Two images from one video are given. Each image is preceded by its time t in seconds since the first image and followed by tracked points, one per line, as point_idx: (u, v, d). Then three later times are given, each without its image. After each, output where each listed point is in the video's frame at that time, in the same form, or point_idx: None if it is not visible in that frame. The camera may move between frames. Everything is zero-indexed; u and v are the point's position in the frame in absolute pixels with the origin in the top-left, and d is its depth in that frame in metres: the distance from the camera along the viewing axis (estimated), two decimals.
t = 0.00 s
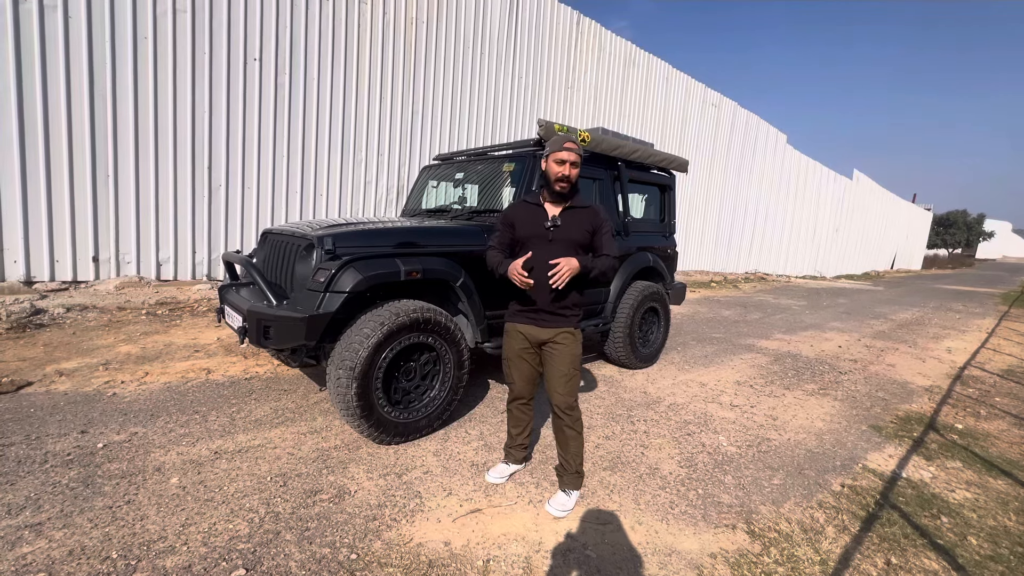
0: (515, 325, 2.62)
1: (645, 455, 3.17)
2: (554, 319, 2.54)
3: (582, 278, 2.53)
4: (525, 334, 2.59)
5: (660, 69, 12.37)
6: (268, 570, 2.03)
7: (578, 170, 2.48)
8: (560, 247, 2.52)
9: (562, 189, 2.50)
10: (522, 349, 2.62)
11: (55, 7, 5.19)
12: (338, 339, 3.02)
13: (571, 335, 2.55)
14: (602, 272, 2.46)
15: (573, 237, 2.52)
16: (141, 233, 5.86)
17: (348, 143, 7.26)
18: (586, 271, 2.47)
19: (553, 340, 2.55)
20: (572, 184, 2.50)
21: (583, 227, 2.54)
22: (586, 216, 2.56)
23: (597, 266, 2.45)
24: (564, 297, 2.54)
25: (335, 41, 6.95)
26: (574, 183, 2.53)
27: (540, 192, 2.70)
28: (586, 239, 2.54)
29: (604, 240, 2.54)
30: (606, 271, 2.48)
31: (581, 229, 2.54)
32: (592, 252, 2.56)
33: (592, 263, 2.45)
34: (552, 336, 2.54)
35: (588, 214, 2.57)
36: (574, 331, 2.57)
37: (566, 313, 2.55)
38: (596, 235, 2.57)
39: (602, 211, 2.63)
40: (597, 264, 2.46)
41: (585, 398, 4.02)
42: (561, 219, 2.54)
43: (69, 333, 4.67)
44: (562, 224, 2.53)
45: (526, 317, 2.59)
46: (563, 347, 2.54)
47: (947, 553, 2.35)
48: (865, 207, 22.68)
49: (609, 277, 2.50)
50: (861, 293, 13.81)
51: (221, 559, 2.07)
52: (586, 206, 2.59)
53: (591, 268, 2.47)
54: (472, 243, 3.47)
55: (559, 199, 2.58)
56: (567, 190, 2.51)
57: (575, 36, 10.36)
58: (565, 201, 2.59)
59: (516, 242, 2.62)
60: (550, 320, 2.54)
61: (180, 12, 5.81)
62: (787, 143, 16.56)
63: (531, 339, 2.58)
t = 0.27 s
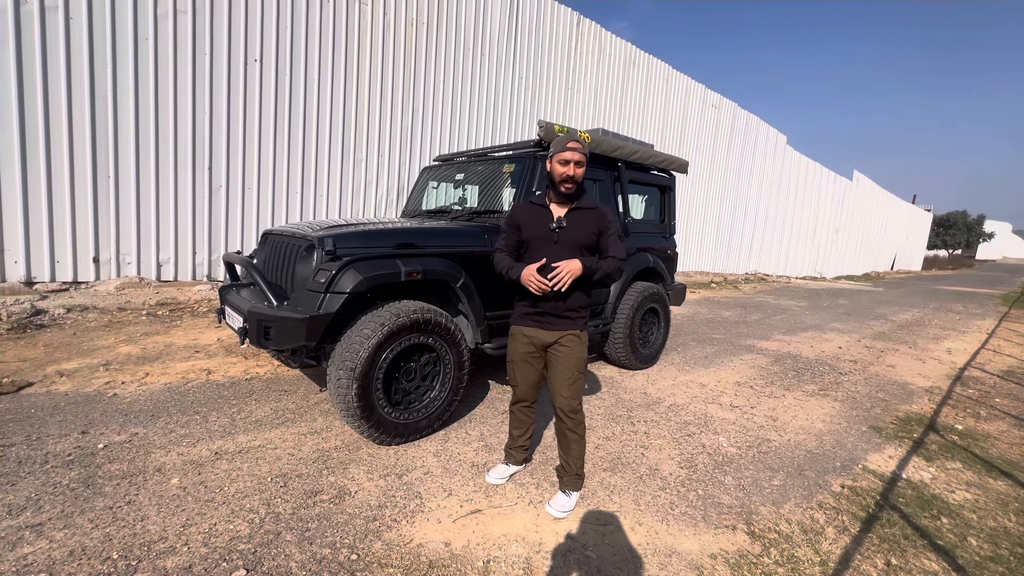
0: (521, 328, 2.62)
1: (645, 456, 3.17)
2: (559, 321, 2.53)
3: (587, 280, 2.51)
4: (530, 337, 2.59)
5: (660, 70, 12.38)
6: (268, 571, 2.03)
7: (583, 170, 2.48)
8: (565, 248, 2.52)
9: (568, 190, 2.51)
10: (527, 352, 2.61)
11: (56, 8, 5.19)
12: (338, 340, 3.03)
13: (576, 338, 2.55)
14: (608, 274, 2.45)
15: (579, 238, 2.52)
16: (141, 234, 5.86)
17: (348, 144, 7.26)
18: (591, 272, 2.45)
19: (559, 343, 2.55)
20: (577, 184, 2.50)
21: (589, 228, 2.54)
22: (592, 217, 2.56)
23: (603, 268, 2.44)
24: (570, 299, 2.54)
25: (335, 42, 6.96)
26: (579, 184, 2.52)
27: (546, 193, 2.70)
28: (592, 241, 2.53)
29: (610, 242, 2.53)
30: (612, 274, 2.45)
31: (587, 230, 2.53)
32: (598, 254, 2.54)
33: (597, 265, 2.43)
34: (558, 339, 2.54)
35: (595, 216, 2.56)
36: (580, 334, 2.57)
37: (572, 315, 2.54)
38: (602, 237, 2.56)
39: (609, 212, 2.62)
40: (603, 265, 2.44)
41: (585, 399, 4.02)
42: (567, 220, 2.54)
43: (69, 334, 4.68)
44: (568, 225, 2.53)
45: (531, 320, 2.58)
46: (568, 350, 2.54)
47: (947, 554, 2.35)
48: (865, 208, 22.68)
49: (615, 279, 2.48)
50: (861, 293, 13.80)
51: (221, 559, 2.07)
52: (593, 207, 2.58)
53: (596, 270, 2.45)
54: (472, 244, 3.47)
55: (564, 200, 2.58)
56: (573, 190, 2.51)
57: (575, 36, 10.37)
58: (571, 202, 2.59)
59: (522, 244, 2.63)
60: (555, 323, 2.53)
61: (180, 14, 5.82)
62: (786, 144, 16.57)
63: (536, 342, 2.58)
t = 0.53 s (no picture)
0: (527, 331, 2.61)
1: (645, 457, 3.17)
2: (567, 324, 2.52)
3: (595, 283, 2.51)
4: (536, 339, 2.58)
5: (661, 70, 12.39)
6: (268, 571, 2.03)
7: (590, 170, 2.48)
8: (572, 249, 2.51)
9: (575, 191, 2.50)
10: (533, 355, 2.60)
11: (57, 9, 5.20)
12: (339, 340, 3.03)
13: (581, 342, 2.53)
14: (616, 275, 2.44)
15: (587, 240, 2.51)
16: (141, 234, 5.87)
17: (349, 144, 7.26)
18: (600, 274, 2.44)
19: (564, 347, 2.54)
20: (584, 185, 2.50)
21: (596, 230, 2.53)
22: (600, 218, 2.55)
23: (611, 269, 2.43)
24: (577, 302, 2.53)
25: (336, 43, 6.97)
26: (586, 185, 2.52)
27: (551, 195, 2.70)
28: (599, 242, 2.53)
29: (618, 243, 2.52)
30: (619, 276, 2.46)
31: (595, 232, 2.53)
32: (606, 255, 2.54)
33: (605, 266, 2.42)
34: (564, 342, 2.53)
35: (602, 217, 2.56)
36: (587, 338, 2.55)
37: (579, 318, 2.53)
38: (610, 238, 2.56)
39: (617, 213, 2.61)
40: (611, 267, 2.43)
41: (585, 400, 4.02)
42: (574, 222, 2.54)
43: (70, 335, 4.68)
44: (575, 227, 2.53)
45: (538, 324, 2.57)
46: (574, 354, 2.53)
47: (947, 555, 2.35)
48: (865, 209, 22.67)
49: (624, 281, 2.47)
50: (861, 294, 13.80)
51: (222, 560, 2.07)
52: (599, 209, 2.58)
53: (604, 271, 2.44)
54: (473, 245, 3.47)
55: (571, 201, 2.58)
56: (580, 190, 2.50)
57: (576, 37, 10.37)
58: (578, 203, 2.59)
59: (528, 246, 2.62)
60: (563, 326, 2.52)
61: (182, 14, 5.83)
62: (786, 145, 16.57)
63: (542, 345, 2.57)
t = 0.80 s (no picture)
0: (532, 333, 2.60)
1: (645, 457, 3.17)
2: (571, 327, 2.52)
3: (599, 284, 2.48)
4: (540, 342, 2.58)
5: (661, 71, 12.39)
6: (268, 571, 2.03)
7: (597, 169, 2.47)
8: (577, 249, 2.50)
9: (581, 190, 2.49)
10: (537, 358, 2.60)
11: (58, 10, 5.21)
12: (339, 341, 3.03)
13: (587, 347, 2.53)
14: (620, 277, 2.41)
15: (592, 240, 2.49)
16: (142, 234, 5.87)
17: (349, 144, 7.26)
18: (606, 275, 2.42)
19: (570, 350, 2.54)
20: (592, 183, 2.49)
21: (602, 230, 2.51)
22: (606, 218, 2.53)
23: (616, 270, 2.40)
24: (581, 302, 2.52)
25: (337, 44, 6.98)
26: (593, 184, 2.51)
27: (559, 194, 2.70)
28: (605, 242, 2.51)
29: (624, 244, 2.50)
30: (623, 278, 2.42)
31: (601, 231, 2.51)
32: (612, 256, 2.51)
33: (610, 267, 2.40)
34: (569, 345, 2.53)
35: (608, 217, 2.54)
36: (593, 341, 2.54)
37: (583, 319, 2.52)
38: (616, 239, 2.53)
39: (624, 214, 2.58)
40: (616, 268, 2.41)
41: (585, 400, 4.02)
42: (579, 221, 2.53)
43: (70, 335, 4.68)
44: (580, 226, 2.52)
45: (542, 325, 2.57)
46: (579, 358, 2.53)
47: (948, 556, 2.35)
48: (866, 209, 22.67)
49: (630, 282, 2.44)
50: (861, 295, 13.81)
51: (222, 560, 2.07)
52: (606, 209, 2.55)
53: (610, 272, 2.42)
54: (473, 245, 3.47)
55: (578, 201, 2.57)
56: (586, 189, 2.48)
57: (576, 38, 10.38)
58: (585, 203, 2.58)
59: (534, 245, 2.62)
60: (567, 328, 2.52)
61: (182, 15, 5.83)
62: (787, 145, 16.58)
63: (547, 347, 2.57)
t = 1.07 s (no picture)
0: (533, 333, 2.60)
1: (646, 457, 3.17)
2: (572, 327, 2.52)
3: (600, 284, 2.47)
4: (540, 342, 2.58)
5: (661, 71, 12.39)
6: (269, 571, 2.03)
7: (601, 169, 2.47)
8: (579, 248, 2.49)
9: (583, 188, 2.49)
10: (538, 357, 2.59)
11: (59, 10, 5.21)
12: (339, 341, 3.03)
13: (590, 348, 2.53)
14: (622, 277, 2.39)
15: (594, 239, 2.48)
16: (142, 234, 5.87)
17: (350, 144, 7.26)
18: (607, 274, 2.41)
19: (572, 351, 2.54)
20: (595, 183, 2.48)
21: (604, 229, 2.50)
22: (609, 217, 2.51)
23: (617, 270, 2.38)
24: (582, 302, 2.51)
25: (337, 43, 6.98)
26: (596, 182, 2.49)
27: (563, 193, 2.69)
28: (607, 242, 2.49)
29: (626, 244, 2.48)
30: (624, 278, 2.40)
31: (603, 231, 2.49)
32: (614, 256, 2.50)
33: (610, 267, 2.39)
34: (572, 346, 2.53)
35: (611, 216, 2.52)
36: (595, 343, 2.54)
37: (583, 319, 2.51)
38: (619, 238, 2.51)
39: (628, 213, 2.56)
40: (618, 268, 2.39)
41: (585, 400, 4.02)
42: (581, 220, 2.52)
43: (71, 334, 4.69)
44: (582, 225, 2.51)
45: (543, 325, 2.57)
46: (582, 359, 2.52)
47: (949, 556, 2.35)
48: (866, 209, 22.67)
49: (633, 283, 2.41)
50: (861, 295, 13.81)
51: (223, 560, 2.07)
52: (610, 208, 2.53)
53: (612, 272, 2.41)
54: (473, 245, 3.47)
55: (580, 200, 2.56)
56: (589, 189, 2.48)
57: (576, 38, 10.37)
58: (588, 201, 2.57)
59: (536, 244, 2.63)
60: (568, 329, 2.52)
61: (183, 15, 5.84)
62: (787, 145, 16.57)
63: (549, 347, 2.56)
